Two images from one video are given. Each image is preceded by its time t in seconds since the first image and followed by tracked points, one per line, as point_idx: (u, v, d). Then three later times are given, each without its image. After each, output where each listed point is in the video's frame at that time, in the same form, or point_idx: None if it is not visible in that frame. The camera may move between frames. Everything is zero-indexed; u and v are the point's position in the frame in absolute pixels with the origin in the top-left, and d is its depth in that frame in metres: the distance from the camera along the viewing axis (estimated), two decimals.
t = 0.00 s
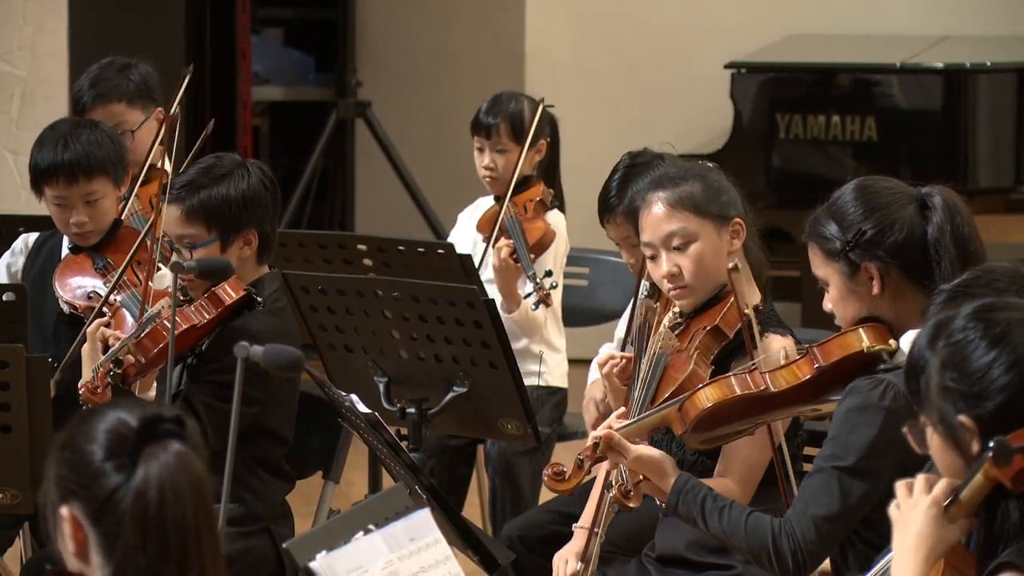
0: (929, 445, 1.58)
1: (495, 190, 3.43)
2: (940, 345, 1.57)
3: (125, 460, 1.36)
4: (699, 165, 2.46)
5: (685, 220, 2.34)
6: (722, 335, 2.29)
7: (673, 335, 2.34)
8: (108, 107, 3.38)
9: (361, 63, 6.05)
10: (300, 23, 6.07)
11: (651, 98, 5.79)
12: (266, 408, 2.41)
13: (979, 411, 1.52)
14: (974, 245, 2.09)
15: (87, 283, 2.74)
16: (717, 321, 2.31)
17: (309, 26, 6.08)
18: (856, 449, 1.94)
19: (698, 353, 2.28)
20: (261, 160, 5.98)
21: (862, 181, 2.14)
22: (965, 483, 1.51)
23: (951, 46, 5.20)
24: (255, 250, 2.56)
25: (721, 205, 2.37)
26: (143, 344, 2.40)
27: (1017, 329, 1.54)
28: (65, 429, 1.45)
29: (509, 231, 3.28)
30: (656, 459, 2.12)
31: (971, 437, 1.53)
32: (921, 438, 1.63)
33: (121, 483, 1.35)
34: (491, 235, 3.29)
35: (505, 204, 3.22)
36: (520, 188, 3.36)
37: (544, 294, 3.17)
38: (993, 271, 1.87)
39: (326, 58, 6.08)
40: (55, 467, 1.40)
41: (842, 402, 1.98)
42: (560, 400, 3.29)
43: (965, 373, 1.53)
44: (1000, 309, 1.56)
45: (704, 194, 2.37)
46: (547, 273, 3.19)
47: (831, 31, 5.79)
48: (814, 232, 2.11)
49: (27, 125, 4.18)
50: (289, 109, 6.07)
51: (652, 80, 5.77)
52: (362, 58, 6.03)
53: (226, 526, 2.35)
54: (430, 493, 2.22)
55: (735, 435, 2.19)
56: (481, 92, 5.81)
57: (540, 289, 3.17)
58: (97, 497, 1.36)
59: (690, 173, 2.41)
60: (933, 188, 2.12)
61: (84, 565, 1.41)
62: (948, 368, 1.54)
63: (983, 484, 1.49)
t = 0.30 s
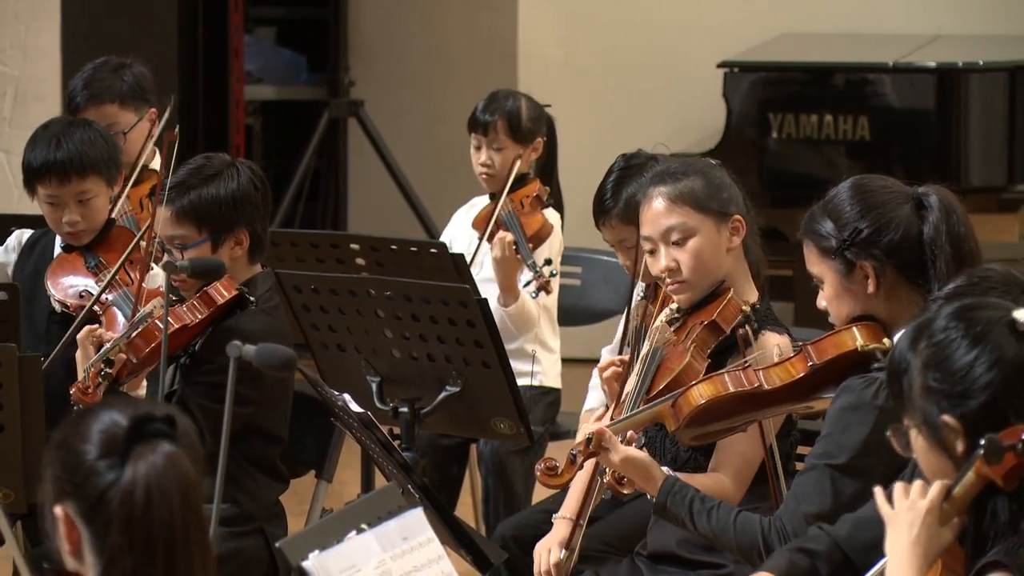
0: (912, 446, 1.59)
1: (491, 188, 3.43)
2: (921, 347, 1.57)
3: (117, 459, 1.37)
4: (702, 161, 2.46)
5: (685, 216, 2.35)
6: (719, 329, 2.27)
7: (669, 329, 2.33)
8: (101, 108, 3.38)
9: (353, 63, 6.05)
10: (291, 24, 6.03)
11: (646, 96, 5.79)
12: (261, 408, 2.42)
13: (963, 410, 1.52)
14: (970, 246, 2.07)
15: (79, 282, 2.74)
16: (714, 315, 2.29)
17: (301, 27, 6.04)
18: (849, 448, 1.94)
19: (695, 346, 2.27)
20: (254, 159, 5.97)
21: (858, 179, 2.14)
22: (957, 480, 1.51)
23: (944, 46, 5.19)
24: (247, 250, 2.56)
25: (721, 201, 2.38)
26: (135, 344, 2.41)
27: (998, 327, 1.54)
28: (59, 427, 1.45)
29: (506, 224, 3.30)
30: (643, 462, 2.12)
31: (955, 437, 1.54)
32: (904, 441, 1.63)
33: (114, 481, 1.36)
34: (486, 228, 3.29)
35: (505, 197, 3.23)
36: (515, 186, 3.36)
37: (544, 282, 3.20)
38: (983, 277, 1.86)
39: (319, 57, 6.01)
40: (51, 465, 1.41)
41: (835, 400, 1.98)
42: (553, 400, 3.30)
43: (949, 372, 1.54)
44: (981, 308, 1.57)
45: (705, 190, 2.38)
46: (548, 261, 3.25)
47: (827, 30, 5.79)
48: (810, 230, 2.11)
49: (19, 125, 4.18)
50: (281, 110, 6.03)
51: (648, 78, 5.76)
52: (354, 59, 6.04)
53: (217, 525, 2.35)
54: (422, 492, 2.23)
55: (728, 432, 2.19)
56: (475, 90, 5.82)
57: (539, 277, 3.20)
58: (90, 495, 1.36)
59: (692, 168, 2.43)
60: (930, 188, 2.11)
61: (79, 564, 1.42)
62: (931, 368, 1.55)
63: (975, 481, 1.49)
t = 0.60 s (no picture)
0: (911, 439, 1.57)
1: (481, 188, 3.43)
2: (927, 340, 1.55)
3: (106, 461, 1.36)
4: (703, 161, 2.47)
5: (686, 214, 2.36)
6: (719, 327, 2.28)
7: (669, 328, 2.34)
8: (88, 109, 3.38)
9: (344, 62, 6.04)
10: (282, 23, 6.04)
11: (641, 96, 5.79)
12: (253, 408, 2.42)
13: (964, 407, 1.50)
14: (964, 245, 2.07)
15: (69, 282, 2.74)
16: (714, 313, 2.31)
17: (292, 27, 6.04)
18: (840, 446, 1.93)
19: (694, 343, 2.28)
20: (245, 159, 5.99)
21: (850, 178, 2.14)
22: (946, 478, 1.50)
23: (934, 46, 5.19)
24: (232, 248, 2.56)
25: (721, 201, 2.39)
26: (123, 346, 2.41)
27: (1006, 328, 1.53)
28: (45, 427, 1.45)
29: (493, 225, 3.27)
30: (634, 463, 2.10)
31: (955, 432, 1.52)
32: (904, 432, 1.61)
33: (104, 483, 1.35)
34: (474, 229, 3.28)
35: (490, 199, 3.21)
36: (504, 187, 3.35)
37: (525, 282, 3.17)
38: (976, 278, 1.87)
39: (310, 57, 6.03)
40: (35, 466, 1.40)
41: (827, 399, 1.98)
42: (544, 400, 3.31)
43: (952, 369, 1.52)
44: (989, 306, 1.55)
45: (706, 189, 2.39)
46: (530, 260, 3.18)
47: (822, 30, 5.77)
48: (802, 229, 2.11)
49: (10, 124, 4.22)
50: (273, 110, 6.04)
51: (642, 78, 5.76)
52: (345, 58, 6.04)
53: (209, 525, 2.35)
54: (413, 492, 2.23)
55: (722, 430, 2.18)
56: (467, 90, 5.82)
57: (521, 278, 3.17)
58: (79, 498, 1.36)
59: (692, 167, 2.43)
60: (922, 187, 2.11)
61: (67, 565, 1.41)
62: (935, 363, 1.53)
63: (963, 478, 1.48)
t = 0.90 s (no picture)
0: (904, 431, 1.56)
1: (475, 190, 3.44)
2: (926, 336, 1.54)
3: (99, 460, 1.36)
4: (703, 159, 2.47)
5: (683, 211, 2.34)
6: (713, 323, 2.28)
7: (665, 324, 2.35)
8: (84, 110, 3.38)
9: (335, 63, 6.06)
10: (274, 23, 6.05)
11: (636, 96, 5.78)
12: (241, 409, 2.42)
13: (957, 406, 1.50)
14: (953, 245, 2.07)
15: (61, 282, 2.73)
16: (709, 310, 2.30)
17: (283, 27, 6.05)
18: (829, 445, 1.93)
19: (689, 338, 2.28)
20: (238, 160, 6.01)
21: (839, 179, 2.14)
22: (937, 478, 1.50)
23: (926, 46, 5.17)
24: (220, 248, 2.57)
25: (721, 198, 2.37)
26: (112, 348, 2.42)
27: (1004, 330, 1.50)
28: (37, 428, 1.45)
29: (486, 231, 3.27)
30: (625, 461, 2.12)
31: (947, 431, 1.51)
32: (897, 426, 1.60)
33: (96, 481, 1.35)
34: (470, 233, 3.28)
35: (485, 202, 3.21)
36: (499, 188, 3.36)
37: (521, 291, 3.15)
38: (962, 273, 1.87)
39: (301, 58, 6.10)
40: (30, 467, 1.40)
41: (816, 399, 1.98)
42: (536, 400, 3.30)
43: (947, 367, 1.51)
44: (989, 306, 1.53)
45: (705, 186, 2.37)
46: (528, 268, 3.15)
47: (817, 29, 5.75)
48: (793, 230, 2.11)
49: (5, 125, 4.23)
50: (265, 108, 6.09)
51: (637, 78, 5.74)
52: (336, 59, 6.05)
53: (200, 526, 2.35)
54: (404, 492, 2.23)
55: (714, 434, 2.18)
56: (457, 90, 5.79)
57: (516, 287, 3.15)
58: (71, 497, 1.35)
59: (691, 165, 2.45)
60: (911, 186, 2.11)
61: (61, 565, 1.41)
62: (931, 360, 1.52)
63: (954, 479, 1.48)
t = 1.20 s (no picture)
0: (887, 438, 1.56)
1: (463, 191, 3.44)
2: (904, 339, 1.55)
3: (97, 458, 1.36)
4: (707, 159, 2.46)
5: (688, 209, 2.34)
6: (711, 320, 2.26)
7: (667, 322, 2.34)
8: (71, 111, 3.38)
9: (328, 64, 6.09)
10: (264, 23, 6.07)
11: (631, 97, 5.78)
12: (231, 407, 2.42)
13: (939, 407, 1.50)
14: (943, 243, 2.08)
15: (51, 282, 2.72)
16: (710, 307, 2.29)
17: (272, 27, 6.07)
18: (818, 445, 1.94)
19: (689, 333, 2.28)
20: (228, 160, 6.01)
21: (829, 178, 2.14)
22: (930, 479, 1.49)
23: (918, 45, 5.18)
24: (218, 247, 2.57)
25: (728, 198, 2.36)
26: (105, 340, 2.43)
27: (980, 329, 1.50)
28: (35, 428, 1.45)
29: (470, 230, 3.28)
30: (617, 455, 2.11)
31: (931, 432, 1.51)
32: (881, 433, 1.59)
33: (92, 481, 1.35)
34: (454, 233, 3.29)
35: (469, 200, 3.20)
36: (486, 188, 3.35)
37: (498, 294, 3.18)
38: (927, 278, 1.84)
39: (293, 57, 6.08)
40: (27, 467, 1.40)
41: (806, 398, 1.98)
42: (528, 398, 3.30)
43: (926, 368, 1.51)
44: (965, 306, 1.52)
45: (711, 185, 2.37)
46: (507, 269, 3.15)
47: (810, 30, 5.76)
48: (783, 231, 2.11)
49: None
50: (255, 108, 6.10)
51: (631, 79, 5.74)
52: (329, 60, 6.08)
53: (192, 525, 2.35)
54: (397, 491, 2.23)
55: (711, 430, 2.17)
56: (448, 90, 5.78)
57: (494, 289, 3.18)
58: (68, 496, 1.36)
59: (696, 162, 2.43)
60: (901, 185, 2.11)
61: (59, 566, 1.41)
62: (910, 362, 1.53)
63: (947, 479, 1.47)
